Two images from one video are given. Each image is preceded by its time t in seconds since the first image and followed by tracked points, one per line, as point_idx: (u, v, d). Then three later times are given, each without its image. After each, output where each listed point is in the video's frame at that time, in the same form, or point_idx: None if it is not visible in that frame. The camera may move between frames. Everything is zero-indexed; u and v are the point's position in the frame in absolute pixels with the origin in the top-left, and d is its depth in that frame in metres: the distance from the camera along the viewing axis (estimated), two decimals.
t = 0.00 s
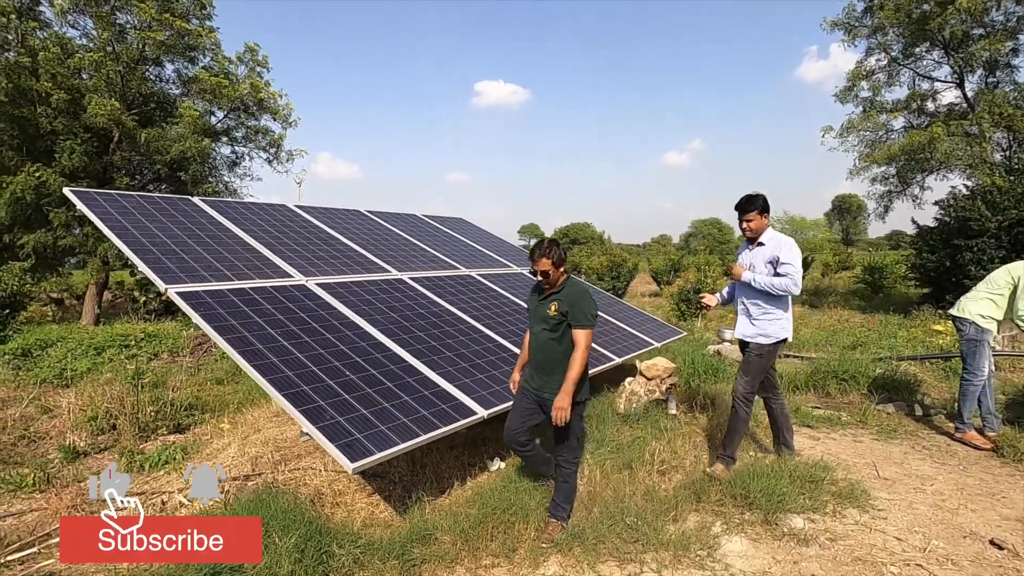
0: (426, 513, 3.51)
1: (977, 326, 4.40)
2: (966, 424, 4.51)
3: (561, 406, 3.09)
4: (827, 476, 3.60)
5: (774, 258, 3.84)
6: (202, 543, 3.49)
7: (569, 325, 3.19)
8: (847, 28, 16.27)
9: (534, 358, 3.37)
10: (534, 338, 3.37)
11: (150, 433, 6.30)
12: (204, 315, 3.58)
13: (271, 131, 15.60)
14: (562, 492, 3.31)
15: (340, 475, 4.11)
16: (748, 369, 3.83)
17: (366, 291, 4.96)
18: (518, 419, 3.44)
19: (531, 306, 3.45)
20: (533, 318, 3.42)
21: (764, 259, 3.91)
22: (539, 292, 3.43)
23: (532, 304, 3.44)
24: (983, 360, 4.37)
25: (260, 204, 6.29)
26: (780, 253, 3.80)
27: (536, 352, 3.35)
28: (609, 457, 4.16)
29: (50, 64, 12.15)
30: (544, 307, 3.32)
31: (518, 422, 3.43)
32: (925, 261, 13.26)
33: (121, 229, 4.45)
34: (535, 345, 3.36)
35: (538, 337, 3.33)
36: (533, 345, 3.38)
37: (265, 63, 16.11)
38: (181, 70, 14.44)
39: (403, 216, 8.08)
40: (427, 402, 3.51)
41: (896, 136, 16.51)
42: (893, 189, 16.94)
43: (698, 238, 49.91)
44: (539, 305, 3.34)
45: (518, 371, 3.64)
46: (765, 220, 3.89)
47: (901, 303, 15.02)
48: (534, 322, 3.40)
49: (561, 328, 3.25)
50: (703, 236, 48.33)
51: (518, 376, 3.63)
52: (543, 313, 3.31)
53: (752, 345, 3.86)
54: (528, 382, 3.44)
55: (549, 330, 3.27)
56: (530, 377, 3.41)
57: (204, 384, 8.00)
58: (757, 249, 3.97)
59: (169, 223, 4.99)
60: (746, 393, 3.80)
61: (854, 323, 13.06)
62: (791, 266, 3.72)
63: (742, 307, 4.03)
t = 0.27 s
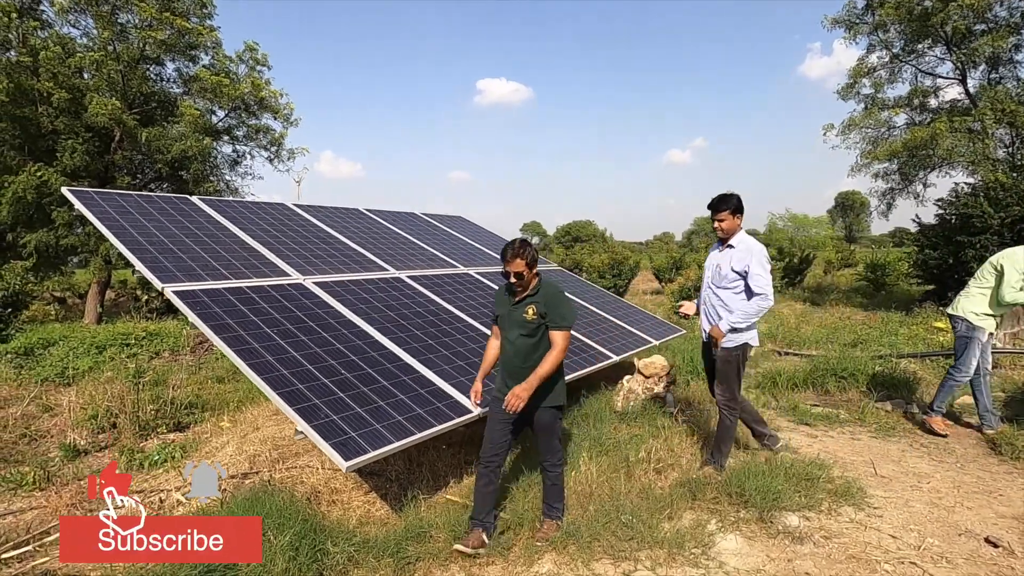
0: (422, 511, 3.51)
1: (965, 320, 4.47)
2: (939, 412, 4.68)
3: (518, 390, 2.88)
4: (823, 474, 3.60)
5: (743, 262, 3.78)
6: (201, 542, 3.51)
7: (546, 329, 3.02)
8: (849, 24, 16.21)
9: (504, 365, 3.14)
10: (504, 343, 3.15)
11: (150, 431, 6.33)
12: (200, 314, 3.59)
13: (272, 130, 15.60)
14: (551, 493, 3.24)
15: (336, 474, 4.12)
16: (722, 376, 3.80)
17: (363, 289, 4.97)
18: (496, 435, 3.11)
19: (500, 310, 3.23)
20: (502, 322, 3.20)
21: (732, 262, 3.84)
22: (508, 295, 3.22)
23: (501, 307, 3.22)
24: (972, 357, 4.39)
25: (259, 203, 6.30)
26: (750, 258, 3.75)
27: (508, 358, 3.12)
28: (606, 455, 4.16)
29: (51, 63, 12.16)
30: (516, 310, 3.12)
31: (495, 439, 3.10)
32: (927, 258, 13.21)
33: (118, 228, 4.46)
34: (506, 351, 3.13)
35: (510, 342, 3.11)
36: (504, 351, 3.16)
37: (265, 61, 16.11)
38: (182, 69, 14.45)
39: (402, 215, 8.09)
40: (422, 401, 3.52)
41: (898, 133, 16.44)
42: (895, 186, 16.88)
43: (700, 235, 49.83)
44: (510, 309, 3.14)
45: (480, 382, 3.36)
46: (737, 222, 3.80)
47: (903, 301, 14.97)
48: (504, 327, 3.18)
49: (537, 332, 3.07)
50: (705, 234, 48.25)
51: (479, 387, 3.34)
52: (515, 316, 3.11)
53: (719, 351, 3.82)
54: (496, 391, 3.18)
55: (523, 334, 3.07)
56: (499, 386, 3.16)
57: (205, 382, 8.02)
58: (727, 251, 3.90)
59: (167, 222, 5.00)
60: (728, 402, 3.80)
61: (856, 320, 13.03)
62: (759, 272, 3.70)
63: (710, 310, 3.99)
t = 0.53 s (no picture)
0: (409, 509, 3.47)
1: (944, 317, 4.55)
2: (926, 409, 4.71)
3: (543, 402, 3.04)
4: (816, 472, 3.57)
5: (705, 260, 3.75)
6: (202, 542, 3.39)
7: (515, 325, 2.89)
8: (848, 22, 16.14)
9: (469, 371, 2.91)
10: (466, 349, 2.91)
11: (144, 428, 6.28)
12: (186, 310, 3.54)
13: (270, 126, 15.54)
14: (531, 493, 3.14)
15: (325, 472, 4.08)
16: (699, 375, 3.79)
17: (354, 286, 4.92)
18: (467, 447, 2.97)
19: (454, 313, 2.96)
20: (459, 326, 2.94)
21: (697, 260, 3.80)
22: (461, 295, 2.97)
23: (453, 310, 2.96)
24: (947, 353, 4.44)
25: (252, 199, 6.25)
26: (711, 256, 3.71)
27: (473, 364, 2.89)
28: (596, 453, 4.12)
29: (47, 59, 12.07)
30: (477, 310, 2.91)
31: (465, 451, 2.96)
32: (927, 257, 13.18)
33: (106, 223, 4.40)
34: (470, 357, 2.90)
35: (475, 346, 2.89)
36: (466, 357, 2.91)
37: (263, 57, 16.04)
38: (179, 65, 14.37)
39: (398, 211, 8.04)
40: (411, 398, 3.48)
41: (898, 131, 16.38)
42: (894, 185, 16.83)
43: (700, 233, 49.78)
44: (470, 310, 2.91)
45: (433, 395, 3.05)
46: (700, 219, 3.78)
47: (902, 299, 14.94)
48: (462, 330, 2.94)
49: (503, 330, 2.91)
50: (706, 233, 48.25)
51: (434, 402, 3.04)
52: (477, 317, 2.90)
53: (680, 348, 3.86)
54: (463, 401, 2.94)
55: (490, 335, 2.88)
56: (467, 395, 2.92)
57: (200, 379, 7.97)
58: (693, 249, 3.87)
59: (157, 217, 4.95)
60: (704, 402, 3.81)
61: (855, 319, 12.98)
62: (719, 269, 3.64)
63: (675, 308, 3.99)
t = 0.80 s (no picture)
0: (394, 514, 3.42)
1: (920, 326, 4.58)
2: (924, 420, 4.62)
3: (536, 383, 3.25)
4: (810, 480, 3.50)
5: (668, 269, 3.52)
6: (202, 542, 3.33)
7: (489, 325, 2.93)
8: (853, 23, 16.02)
9: (452, 377, 2.84)
10: (447, 354, 2.83)
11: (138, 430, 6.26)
12: (171, 311, 3.51)
13: (272, 126, 15.55)
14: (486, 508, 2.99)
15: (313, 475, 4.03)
16: (668, 388, 3.62)
17: (346, 287, 4.89)
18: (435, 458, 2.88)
19: (427, 320, 2.84)
20: (435, 333, 2.83)
21: (659, 269, 3.57)
22: (431, 299, 2.88)
23: (427, 316, 2.83)
24: (921, 359, 4.45)
25: (247, 199, 6.23)
26: (676, 265, 3.49)
27: (457, 369, 2.83)
28: (586, 457, 4.06)
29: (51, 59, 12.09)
30: (453, 313, 2.87)
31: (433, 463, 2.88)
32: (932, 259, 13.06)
33: (96, 223, 4.38)
34: (454, 363, 2.83)
35: (458, 350, 2.83)
36: (448, 363, 2.83)
37: (266, 57, 16.06)
38: (182, 65, 14.40)
39: (395, 212, 8.01)
40: (397, 401, 3.43)
41: (903, 132, 16.24)
42: (899, 187, 16.69)
43: (704, 235, 49.61)
44: (448, 314, 2.84)
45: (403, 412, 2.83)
46: (659, 225, 3.54)
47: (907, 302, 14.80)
48: (439, 335, 2.84)
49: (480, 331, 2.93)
50: (710, 234, 48.06)
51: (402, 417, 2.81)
52: (455, 319, 2.86)
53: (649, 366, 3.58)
54: (448, 409, 2.85)
55: (471, 336, 2.88)
56: (453, 402, 2.85)
57: (197, 380, 7.95)
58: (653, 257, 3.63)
59: (148, 217, 4.93)
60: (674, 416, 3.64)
61: (859, 322, 12.86)
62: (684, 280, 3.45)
63: (637, 321, 3.72)
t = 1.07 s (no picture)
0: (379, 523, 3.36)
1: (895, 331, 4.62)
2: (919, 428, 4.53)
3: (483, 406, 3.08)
4: (801, 489, 3.44)
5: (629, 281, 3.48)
6: (204, 542, 3.24)
7: (476, 333, 2.94)
8: (859, 23, 15.90)
9: (441, 384, 2.79)
10: (438, 360, 2.78)
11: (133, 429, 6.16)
12: (155, 313, 3.47)
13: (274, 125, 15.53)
14: (457, 523, 2.93)
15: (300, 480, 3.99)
16: (597, 399, 3.50)
17: (337, 289, 4.85)
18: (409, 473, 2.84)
19: (421, 324, 2.76)
20: (428, 338, 2.77)
21: (621, 281, 3.51)
22: (424, 302, 2.82)
23: (421, 320, 2.77)
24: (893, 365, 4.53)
25: (241, 200, 6.20)
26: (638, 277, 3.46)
27: (446, 376, 2.80)
28: (576, 465, 4.01)
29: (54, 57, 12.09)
30: (445, 319, 2.84)
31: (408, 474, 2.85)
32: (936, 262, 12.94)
33: (85, 224, 4.34)
34: (444, 369, 2.79)
35: (449, 357, 2.80)
36: (438, 369, 2.79)
37: (269, 56, 16.05)
38: (185, 64, 14.40)
39: (392, 213, 7.97)
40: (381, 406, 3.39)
41: (908, 134, 16.10)
42: (903, 189, 16.55)
43: (709, 235, 49.49)
44: (441, 318, 2.80)
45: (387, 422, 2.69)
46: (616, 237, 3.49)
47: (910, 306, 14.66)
48: (432, 341, 2.78)
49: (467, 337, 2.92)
50: (714, 235, 47.86)
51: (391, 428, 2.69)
52: (446, 325, 2.83)
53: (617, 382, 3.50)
54: (435, 418, 2.79)
55: (461, 342, 2.87)
56: (441, 410, 2.79)
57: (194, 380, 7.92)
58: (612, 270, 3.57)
59: (139, 217, 4.89)
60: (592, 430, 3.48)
61: (862, 325, 12.72)
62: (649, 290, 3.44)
63: (599, 335, 3.60)
